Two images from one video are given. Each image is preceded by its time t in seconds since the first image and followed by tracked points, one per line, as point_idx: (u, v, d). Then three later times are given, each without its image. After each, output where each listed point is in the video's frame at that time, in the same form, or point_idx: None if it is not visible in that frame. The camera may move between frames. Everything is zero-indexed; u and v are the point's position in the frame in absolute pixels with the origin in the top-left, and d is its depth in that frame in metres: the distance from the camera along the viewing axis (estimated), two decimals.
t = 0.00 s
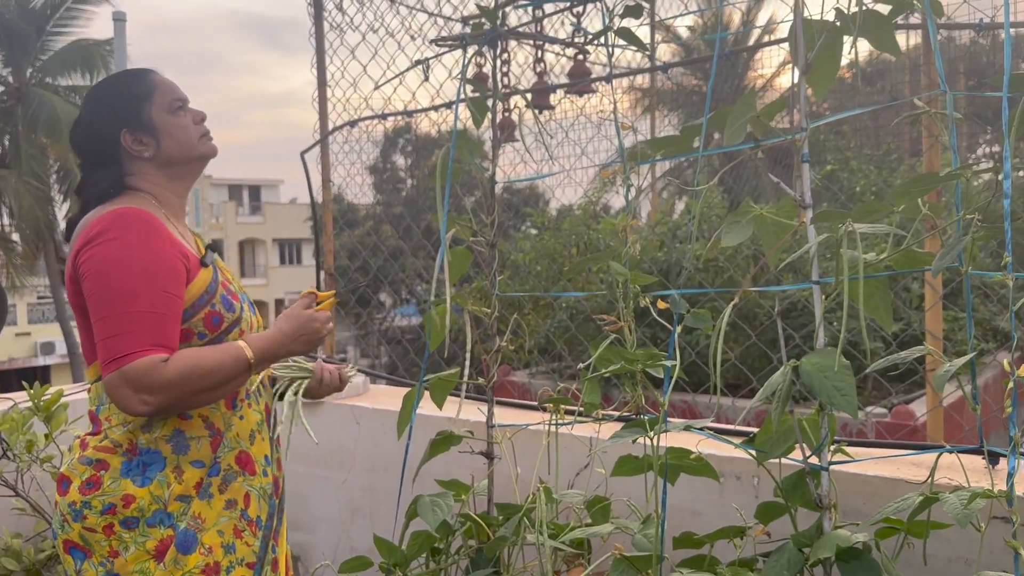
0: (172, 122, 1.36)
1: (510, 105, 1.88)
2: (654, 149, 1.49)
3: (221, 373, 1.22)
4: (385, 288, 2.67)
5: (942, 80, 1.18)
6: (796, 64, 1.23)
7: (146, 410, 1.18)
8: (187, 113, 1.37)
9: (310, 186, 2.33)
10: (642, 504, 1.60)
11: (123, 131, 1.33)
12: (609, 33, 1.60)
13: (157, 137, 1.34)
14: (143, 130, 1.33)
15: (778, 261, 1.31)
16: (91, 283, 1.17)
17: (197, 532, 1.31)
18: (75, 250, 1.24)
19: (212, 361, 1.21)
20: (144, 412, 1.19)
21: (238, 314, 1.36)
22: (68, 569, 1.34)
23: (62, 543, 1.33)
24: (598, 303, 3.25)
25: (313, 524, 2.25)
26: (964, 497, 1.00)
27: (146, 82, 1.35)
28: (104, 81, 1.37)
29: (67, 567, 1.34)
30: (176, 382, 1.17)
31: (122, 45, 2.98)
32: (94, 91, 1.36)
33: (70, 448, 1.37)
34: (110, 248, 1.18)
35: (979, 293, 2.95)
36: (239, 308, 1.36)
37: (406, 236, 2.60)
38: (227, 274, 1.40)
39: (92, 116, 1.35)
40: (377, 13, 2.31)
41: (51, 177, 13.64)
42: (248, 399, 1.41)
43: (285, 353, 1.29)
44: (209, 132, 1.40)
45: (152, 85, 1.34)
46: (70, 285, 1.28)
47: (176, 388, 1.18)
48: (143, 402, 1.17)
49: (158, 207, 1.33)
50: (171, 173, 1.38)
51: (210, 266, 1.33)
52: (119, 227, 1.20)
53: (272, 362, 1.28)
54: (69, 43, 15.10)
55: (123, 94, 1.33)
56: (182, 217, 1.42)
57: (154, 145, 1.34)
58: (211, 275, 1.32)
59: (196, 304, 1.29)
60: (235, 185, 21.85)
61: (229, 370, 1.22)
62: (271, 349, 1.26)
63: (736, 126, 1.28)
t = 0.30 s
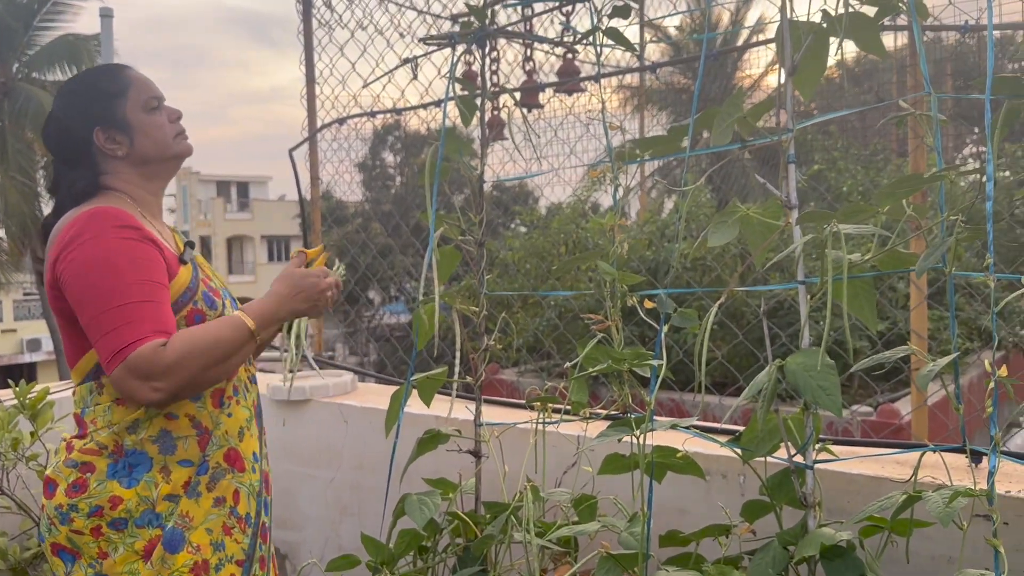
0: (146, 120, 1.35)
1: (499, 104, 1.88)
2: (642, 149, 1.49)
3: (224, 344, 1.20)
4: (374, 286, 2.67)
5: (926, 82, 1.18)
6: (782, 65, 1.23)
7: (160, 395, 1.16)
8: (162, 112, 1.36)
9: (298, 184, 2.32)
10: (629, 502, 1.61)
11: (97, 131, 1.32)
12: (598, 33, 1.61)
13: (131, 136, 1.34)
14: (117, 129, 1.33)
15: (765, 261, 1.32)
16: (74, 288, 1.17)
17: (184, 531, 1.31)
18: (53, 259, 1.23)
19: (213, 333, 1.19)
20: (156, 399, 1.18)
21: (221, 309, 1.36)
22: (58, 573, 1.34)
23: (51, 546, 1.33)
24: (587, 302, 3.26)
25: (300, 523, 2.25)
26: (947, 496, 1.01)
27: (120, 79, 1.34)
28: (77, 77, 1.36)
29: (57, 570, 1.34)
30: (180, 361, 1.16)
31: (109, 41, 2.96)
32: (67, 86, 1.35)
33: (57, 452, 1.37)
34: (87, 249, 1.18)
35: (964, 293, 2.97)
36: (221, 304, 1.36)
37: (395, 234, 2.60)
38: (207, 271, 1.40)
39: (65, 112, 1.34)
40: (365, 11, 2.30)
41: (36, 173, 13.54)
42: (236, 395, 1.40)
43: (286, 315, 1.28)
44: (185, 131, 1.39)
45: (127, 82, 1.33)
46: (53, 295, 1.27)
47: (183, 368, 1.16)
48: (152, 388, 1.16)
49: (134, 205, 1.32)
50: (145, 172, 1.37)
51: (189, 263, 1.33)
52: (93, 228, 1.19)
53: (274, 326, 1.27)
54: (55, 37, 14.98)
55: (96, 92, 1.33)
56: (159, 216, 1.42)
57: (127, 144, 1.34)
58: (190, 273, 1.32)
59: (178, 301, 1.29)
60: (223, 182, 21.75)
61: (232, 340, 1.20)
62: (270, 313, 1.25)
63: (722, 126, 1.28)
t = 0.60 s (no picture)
0: (140, 110, 1.34)
1: (487, 99, 1.87)
2: (631, 145, 1.49)
3: (295, 250, 1.13)
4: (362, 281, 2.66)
5: (914, 79, 1.16)
6: (770, 61, 1.24)
7: (251, 316, 1.11)
8: (155, 103, 1.35)
9: (285, 178, 2.31)
10: (617, 497, 1.61)
11: (87, 118, 1.31)
12: (586, 28, 1.60)
13: (123, 127, 1.32)
14: (108, 119, 1.31)
15: (752, 257, 1.33)
16: (110, 272, 1.15)
17: (191, 522, 1.31)
18: (65, 269, 1.21)
19: (281, 243, 1.13)
20: (245, 326, 1.12)
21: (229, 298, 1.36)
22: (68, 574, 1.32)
23: (59, 547, 1.31)
24: (575, 298, 3.26)
25: (288, 518, 2.24)
26: (931, 490, 1.02)
27: (114, 67, 1.33)
28: (69, 61, 1.34)
29: (66, 572, 1.33)
30: (255, 276, 1.10)
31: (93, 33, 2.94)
32: (57, 71, 1.33)
33: (61, 453, 1.35)
34: (107, 233, 1.16)
35: (951, 288, 3.00)
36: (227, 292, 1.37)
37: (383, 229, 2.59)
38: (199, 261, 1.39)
39: (54, 99, 1.32)
40: (353, 4, 2.29)
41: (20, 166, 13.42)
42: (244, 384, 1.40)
43: (353, 210, 1.20)
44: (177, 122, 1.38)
45: (119, 71, 1.31)
46: (66, 312, 1.24)
47: (259, 283, 1.11)
48: (238, 314, 1.11)
49: (128, 198, 1.31)
50: (136, 163, 1.36)
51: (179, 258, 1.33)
52: (101, 218, 1.18)
53: (347, 224, 1.19)
54: (41, 29, 14.85)
55: (89, 79, 1.31)
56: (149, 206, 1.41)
57: (119, 134, 1.32)
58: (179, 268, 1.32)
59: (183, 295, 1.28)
60: (210, 176, 21.64)
61: (302, 243, 1.14)
62: (335, 210, 1.17)
63: (710, 122, 1.28)
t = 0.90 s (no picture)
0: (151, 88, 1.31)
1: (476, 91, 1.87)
2: (619, 137, 1.49)
3: (371, 167, 1.13)
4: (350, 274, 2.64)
5: (902, 72, 1.17)
6: (759, 54, 1.23)
7: (332, 233, 1.11)
8: (166, 81, 1.32)
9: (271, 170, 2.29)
10: (606, 490, 1.61)
11: (99, 95, 1.28)
12: (575, 20, 1.59)
13: (137, 104, 1.29)
14: (121, 96, 1.28)
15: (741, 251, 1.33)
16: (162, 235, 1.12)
17: (233, 508, 1.29)
18: (106, 252, 1.17)
19: (356, 159, 1.13)
20: (331, 243, 1.11)
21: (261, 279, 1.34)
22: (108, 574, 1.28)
23: (98, 548, 1.27)
24: (562, 291, 3.26)
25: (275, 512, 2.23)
26: (918, 483, 1.02)
27: (123, 43, 1.30)
28: (72, 36, 1.31)
29: (105, 573, 1.29)
30: (333, 193, 1.10)
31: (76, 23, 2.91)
32: (59, 46, 1.29)
33: (89, 451, 1.30)
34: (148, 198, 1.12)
35: (937, 282, 3.02)
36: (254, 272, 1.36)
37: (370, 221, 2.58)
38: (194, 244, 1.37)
39: (62, 77, 1.28)
40: None
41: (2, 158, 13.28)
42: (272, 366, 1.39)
43: (427, 127, 1.19)
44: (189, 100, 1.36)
45: (128, 47, 1.29)
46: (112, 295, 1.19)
47: (339, 199, 1.10)
48: (324, 229, 1.11)
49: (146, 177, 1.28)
50: (148, 143, 1.33)
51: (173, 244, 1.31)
52: (134, 192, 1.14)
53: (420, 138, 1.19)
54: (23, 19, 14.69)
55: (97, 55, 1.28)
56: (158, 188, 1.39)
57: (132, 112, 1.30)
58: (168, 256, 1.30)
59: (219, 277, 1.26)
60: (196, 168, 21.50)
61: (377, 158, 1.14)
62: (409, 125, 1.17)
63: (699, 115, 1.28)
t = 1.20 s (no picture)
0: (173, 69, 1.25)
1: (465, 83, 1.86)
2: (608, 129, 1.49)
3: (412, 116, 1.12)
4: (338, 267, 2.63)
5: (890, 65, 1.17)
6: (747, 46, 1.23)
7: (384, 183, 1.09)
8: (186, 62, 1.26)
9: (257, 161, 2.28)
10: (594, 482, 1.62)
11: (122, 74, 1.20)
12: (563, 11, 1.59)
13: (162, 84, 1.23)
14: (147, 75, 1.21)
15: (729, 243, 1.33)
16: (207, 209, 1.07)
17: (259, 501, 1.25)
18: (143, 237, 1.11)
19: (397, 109, 1.11)
20: (382, 194, 1.09)
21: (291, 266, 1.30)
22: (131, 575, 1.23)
23: (121, 548, 1.21)
24: (550, 284, 3.26)
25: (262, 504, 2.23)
26: (904, 474, 1.02)
27: (143, 19, 1.22)
28: (86, 10, 1.22)
29: (128, 573, 1.23)
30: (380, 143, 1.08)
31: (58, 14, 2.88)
32: (70, 21, 1.20)
33: (108, 447, 1.24)
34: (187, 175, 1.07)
35: (923, 275, 3.03)
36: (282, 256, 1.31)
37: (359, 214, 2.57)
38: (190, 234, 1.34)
39: (81, 53, 1.19)
40: None
41: None
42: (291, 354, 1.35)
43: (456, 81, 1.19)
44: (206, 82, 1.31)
45: (151, 25, 1.22)
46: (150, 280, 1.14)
47: (387, 148, 1.09)
48: (375, 179, 1.08)
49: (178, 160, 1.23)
50: (169, 126, 1.27)
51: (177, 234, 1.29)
52: (169, 171, 1.08)
53: (448, 90, 1.18)
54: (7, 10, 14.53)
55: (119, 30, 1.20)
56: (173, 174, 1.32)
57: (156, 92, 1.23)
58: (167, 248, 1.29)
59: (256, 263, 1.21)
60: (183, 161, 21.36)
61: (417, 108, 1.13)
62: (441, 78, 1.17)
63: (688, 107, 1.28)
